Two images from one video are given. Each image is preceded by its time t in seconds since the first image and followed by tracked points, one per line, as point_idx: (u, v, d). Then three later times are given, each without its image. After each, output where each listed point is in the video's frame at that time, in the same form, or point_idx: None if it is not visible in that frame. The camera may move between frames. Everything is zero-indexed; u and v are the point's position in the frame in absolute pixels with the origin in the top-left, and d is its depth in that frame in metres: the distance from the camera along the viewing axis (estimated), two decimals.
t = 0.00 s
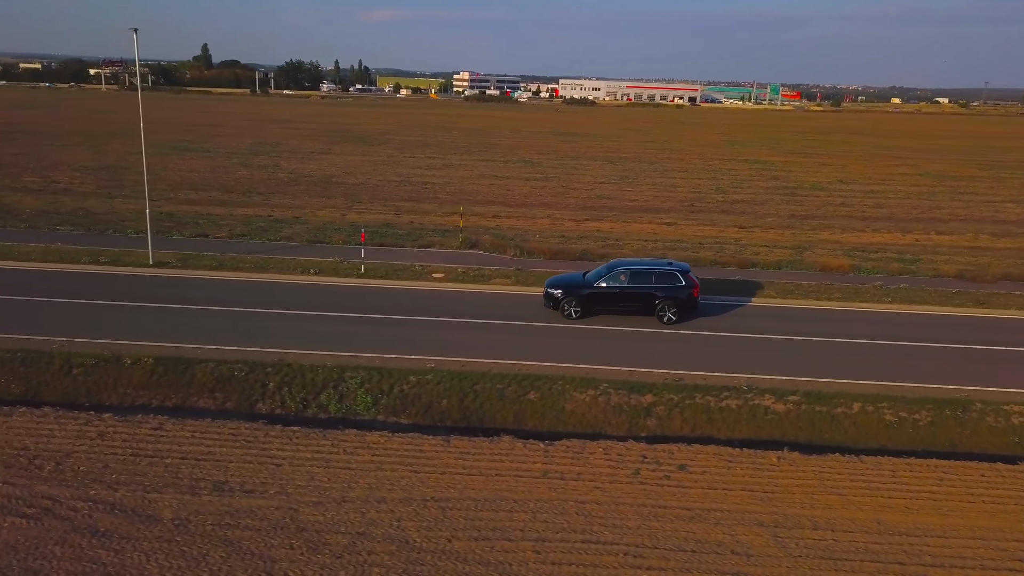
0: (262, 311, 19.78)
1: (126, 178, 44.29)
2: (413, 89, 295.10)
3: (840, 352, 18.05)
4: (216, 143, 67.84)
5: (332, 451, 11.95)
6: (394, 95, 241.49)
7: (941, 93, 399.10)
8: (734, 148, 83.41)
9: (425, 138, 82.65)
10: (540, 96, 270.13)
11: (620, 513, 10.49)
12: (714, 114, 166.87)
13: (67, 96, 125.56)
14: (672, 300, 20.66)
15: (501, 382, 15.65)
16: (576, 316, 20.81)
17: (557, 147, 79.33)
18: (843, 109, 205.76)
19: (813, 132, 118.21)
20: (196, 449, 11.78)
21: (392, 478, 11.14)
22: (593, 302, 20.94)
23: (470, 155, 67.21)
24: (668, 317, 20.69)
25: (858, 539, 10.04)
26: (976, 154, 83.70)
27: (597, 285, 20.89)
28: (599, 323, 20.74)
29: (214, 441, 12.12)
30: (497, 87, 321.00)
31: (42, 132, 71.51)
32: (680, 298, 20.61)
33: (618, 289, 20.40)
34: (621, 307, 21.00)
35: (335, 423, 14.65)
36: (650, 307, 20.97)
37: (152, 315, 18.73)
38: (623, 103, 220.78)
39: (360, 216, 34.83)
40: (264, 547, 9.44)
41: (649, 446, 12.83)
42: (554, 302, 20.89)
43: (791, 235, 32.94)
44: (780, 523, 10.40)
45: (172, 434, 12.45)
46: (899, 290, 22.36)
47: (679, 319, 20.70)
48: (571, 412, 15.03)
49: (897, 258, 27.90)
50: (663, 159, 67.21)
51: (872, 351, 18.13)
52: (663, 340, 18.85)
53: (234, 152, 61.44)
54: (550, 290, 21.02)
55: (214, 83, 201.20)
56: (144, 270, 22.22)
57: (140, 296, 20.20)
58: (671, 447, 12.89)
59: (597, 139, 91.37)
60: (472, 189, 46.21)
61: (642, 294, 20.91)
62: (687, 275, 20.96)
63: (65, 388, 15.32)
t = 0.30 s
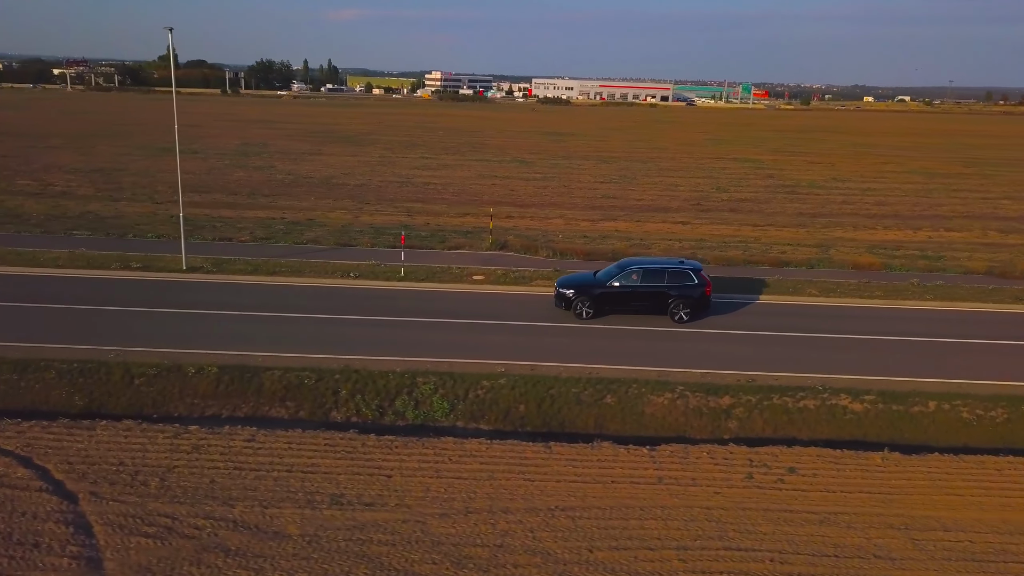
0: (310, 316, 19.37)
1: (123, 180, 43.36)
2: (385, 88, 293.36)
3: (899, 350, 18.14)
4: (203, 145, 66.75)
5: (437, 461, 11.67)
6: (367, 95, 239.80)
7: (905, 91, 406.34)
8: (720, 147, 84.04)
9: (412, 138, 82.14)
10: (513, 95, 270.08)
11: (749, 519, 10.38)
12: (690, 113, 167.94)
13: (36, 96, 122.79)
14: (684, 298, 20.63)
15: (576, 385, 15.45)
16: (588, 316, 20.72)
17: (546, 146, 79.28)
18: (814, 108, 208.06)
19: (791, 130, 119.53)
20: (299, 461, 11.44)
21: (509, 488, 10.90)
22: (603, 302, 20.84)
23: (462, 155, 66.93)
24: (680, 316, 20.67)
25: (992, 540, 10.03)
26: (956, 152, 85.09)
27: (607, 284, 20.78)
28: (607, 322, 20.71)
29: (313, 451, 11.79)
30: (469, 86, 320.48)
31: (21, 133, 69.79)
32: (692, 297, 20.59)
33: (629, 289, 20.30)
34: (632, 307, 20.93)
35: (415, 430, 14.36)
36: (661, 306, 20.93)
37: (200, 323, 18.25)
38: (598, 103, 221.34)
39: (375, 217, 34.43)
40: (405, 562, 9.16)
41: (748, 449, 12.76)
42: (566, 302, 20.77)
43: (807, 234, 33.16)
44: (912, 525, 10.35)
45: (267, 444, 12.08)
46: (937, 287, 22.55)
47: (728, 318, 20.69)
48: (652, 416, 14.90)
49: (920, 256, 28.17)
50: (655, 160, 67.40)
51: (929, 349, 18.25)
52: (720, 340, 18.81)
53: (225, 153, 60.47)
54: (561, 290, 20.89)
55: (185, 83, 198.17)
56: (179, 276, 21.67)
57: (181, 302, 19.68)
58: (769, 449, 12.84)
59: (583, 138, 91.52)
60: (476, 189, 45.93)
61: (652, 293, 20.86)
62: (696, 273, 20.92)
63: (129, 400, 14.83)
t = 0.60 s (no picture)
0: (364, 320, 19.00)
1: (115, 184, 42.18)
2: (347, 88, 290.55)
3: (957, 345, 18.39)
4: (183, 147, 65.28)
5: (560, 466, 11.47)
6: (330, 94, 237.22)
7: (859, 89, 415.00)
8: (699, 145, 84.84)
9: (393, 138, 81.42)
10: (478, 94, 269.53)
11: (891, 516, 10.39)
12: (659, 112, 169.27)
13: None
14: (697, 296, 20.79)
15: (659, 386, 15.39)
16: (601, 315, 20.70)
17: (527, 145, 79.24)
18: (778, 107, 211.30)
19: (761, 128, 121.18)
20: (422, 470, 11.17)
21: (644, 493, 10.76)
22: (617, 301, 20.89)
23: (448, 155, 66.57)
24: (694, 314, 20.83)
25: None
26: (927, 148, 86.95)
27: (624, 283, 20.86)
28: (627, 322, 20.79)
29: (432, 460, 11.52)
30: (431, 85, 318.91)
31: None
32: (706, 295, 20.78)
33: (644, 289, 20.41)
34: (645, 306, 20.98)
35: (507, 436, 14.14)
36: (674, 304, 21.05)
37: (256, 330, 17.77)
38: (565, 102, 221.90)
39: (387, 219, 33.99)
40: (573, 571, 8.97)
41: (858, 446, 12.79)
42: (580, 302, 20.69)
43: (819, 230, 33.54)
44: None
45: (380, 452, 11.78)
46: (972, 282, 22.93)
47: (778, 315, 20.80)
48: (740, 416, 14.89)
49: (939, 251, 28.65)
50: (641, 159, 67.66)
51: (985, 343, 18.52)
52: (779, 337, 18.90)
53: (208, 155, 59.20)
54: (574, 290, 20.79)
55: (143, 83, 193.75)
56: (218, 282, 21.12)
57: (229, 309, 19.17)
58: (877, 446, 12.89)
59: (561, 137, 91.65)
60: (476, 189, 45.62)
61: (668, 291, 21.00)
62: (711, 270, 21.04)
63: (207, 411, 14.37)
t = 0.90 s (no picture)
0: (412, 322, 18.79)
1: (104, 186, 41.13)
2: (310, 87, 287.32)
3: (996, 339, 18.81)
4: (161, 148, 63.93)
5: (666, 467, 11.45)
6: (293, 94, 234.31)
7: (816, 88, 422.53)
8: (676, 144, 85.56)
9: (371, 138, 80.74)
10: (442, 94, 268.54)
11: (1004, 507, 10.57)
12: (626, 111, 170.45)
13: None
14: (709, 293, 21.08)
15: (727, 384, 15.46)
16: (614, 314, 20.71)
17: (507, 144, 79.14)
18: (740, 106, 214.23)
19: (731, 126, 122.68)
20: (532, 474, 11.05)
21: (759, 492, 10.79)
22: (628, 299, 20.96)
23: (431, 155, 66.21)
24: (704, 311, 21.11)
25: None
26: (896, 146, 88.84)
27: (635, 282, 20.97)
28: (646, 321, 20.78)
29: (538, 463, 11.43)
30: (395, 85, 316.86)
31: None
32: (717, 291, 21.09)
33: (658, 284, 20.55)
34: (655, 304, 21.13)
35: (585, 437, 14.08)
36: (685, 301, 21.27)
37: (306, 335, 17.46)
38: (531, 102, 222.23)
39: (394, 220, 33.67)
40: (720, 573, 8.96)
41: (943, 439, 12.99)
42: (591, 301, 20.68)
43: (824, 227, 34.04)
44: None
45: (483, 456, 11.65)
46: (994, 276, 23.44)
47: (815, 310, 21.03)
48: (811, 413, 15.03)
49: (947, 247, 29.26)
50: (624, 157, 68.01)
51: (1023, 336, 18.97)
52: (824, 333, 19.12)
53: (190, 157, 58.09)
54: (585, 289, 20.75)
55: (101, 83, 189.18)
56: (253, 285, 20.69)
57: (272, 313, 18.82)
58: (958, 439, 13.12)
59: (538, 137, 91.76)
60: (472, 189, 45.43)
61: (678, 289, 21.19)
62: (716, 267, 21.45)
63: (279, 419, 14.07)
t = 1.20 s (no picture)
0: (463, 323, 18.66)
1: (88, 190, 39.89)
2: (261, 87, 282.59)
3: None
4: (130, 150, 62.22)
5: (781, 462, 11.63)
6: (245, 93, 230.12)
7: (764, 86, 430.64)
8: (646, 142, 86.36)
9: (342, 138, 79.77)
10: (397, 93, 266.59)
11: None
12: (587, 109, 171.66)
13: None
14: (721, 290, 21.50)
15: (796, 378, 15.70)
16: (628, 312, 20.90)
17: (480, 143, 78.96)
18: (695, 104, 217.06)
19: (692, 124, 124.32)
20: (655, 473, 11.13)
21: (879, 483, 11.03)
22: (641, 297, 21.18)
23: (409, 154, 65.74)
24: (716, 307, 21.54)
25: None
26: (857, 142, 91.05)
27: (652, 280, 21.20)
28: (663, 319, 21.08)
29: (655, 462, 11.49)
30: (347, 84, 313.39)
31: None
32: (729, 288, 21.52)
33: (674, 283, 20.86)
34: (668, 302, 21.43)
35: (671, 434, 14.18)
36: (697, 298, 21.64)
37: (365, 338, 17.23)
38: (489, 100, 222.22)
39: (399, 220, 33.35)
40: (876, 563, 9.15)
41: None
42: (607, 299, 20.81)
43: (824, 222, 34.75)
44: None
45: (598, 456, 11.65)
46: (1007, 267, 24.23)
47: (849, 304, 21.49)
48: (883, 404, 15.35)
49: (949, 240, 30.13)
50: (601, 156, 68.43)
51: None
52: (869, 326, 19.53)
53: (164, 159, 56.67)
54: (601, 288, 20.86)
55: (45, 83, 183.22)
56: (292, 289, 20.34)
57: (321, 317, 18.52)
58: None
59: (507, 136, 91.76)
60: (464, 189, 45.24)
61: (693, 286, 21.53)
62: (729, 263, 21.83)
63: (364, 425, 13.90)
